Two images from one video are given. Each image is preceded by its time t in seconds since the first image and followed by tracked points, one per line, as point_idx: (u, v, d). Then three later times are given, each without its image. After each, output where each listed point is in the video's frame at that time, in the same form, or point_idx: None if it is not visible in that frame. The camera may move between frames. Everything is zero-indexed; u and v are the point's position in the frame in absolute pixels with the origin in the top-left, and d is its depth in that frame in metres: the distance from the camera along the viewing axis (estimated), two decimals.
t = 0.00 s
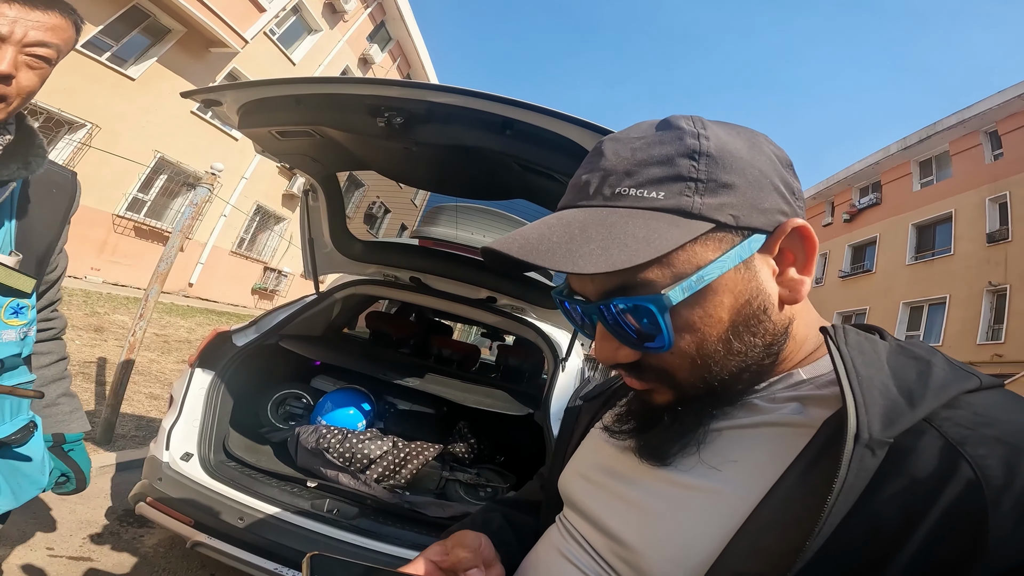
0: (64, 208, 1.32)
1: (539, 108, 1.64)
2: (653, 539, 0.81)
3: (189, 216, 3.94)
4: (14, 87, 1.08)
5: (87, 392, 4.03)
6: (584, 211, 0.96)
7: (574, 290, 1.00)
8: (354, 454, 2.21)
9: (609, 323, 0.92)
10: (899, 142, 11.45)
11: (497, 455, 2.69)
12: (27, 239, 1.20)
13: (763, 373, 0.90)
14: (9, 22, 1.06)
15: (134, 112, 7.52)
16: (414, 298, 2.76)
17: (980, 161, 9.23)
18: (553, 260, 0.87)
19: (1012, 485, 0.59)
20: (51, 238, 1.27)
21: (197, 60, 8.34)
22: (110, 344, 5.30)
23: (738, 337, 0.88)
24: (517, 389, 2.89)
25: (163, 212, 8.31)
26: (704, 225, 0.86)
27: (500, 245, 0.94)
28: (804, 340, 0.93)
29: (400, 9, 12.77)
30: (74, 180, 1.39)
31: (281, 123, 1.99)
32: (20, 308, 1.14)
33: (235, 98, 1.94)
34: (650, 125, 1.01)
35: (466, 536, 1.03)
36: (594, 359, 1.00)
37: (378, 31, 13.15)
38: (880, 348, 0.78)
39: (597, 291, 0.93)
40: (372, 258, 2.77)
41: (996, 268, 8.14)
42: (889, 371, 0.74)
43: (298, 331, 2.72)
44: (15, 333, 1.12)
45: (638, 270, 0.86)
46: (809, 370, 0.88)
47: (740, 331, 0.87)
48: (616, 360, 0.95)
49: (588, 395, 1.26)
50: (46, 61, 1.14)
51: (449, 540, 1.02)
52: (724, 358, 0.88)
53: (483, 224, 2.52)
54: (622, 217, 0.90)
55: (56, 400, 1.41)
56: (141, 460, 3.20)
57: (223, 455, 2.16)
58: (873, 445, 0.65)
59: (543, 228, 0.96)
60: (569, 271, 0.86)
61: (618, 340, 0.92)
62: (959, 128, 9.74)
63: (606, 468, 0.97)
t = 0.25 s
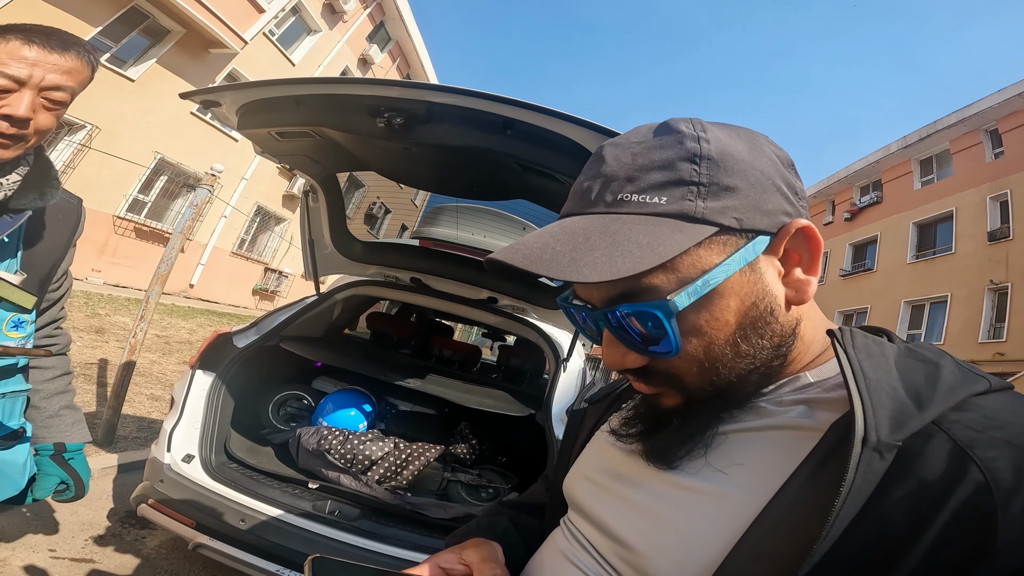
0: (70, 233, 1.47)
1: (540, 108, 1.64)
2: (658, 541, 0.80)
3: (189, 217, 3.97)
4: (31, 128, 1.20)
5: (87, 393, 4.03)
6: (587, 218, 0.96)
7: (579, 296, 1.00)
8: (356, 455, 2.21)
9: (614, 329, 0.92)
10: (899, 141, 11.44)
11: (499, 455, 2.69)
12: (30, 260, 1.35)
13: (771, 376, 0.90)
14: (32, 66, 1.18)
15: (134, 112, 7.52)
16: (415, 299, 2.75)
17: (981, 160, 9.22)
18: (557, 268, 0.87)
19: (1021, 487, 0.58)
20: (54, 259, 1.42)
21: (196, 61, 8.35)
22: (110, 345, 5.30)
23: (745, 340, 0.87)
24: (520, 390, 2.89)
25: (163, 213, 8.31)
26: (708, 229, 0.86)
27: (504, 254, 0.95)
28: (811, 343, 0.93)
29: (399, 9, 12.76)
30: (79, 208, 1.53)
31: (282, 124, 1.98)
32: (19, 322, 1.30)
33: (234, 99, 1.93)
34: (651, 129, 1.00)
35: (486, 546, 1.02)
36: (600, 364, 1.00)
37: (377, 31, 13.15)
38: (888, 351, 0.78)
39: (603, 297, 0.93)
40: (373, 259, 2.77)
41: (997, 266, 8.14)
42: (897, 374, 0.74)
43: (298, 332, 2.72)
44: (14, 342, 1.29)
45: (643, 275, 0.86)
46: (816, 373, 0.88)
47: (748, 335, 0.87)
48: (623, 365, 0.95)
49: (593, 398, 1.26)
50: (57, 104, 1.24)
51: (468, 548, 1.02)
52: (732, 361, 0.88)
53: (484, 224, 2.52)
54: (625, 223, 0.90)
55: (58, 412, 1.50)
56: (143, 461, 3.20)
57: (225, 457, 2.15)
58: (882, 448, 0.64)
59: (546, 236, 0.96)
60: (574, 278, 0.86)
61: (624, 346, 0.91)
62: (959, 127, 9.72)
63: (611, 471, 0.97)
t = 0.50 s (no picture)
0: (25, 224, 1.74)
1: (539, 108, 1.64)
2: (655, 541, 0.80)
3: (189, 218, 3.97)
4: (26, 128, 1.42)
5: (88, 393, 4.04)
6: (585, 219, 0.96)
7: (578, 296, 1.00)
8: (356, 455, 2.21)
9: (612, 327, 0.92)
10: (899, 140, 11.44)
11: (499, 455, 2.69)
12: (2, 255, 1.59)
13: (769, 375, 0.90)
14: (42, 74, 1.38)
15: (135, 113, 7.53)
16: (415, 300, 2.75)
17: (981, 159, 9.21)
18: (556, 268, 0.87)
19: (1016, 487, 0.58)
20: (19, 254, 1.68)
21: (196, 62, 8.36)
22: (111, 346, 5.31)
23: (744, 338, 0.88)
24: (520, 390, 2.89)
25: (163, 214, 8.32)
26: (705, 228, 0.86)
27: (502, 255, 0.95)
28: (808, 342, 0.93)
29: (399, 10, 12.76)
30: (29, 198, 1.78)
31: (280, 125, 1.99)
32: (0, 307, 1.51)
33: (232, 100, 1.93)
34: (648, 129, 1.01)
35: (487, 541, 1.02)
36: (600, 362, 1.00)
37: (377, 32, 13.15)
38: (884, 352, 0.78)
39: (602, 297, 0.93)
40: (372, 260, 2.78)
41: (997, 266, 8.13)
42: (892, 374, 0.74)
43: (298, 332, 2.72)
44: None
45: (641, 274, 0.86)
46: (814, 373, 0.88)
47: (746, 333, 0.88)
48: (622, 364, 0.95)
49: (593, 398, 1.26)
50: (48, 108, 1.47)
51: (470, 542, 1.02)
52: (730, 360, 0.88)
53: (483, 223, 2.52)
54: (623, 223, 0.90)
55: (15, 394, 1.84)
56: (144, 461, 3.21)
57: (225, 457, 2.16)
58: (876, 449, 0.65)
59: (544, 237, 0.96)
60: (572, 277, 0.86)
61: (623, 345, 0.92)
62: (959, 126, 9.72)
63: (609, 471, 0.97)
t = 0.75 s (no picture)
0: None
1: (538, 108, 1.63)
2: (655, 543, 0.80)
3: (188, 219, 3.97)
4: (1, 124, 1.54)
5: (88, 394, 4.05)
6: (584, 221, 0.96)
7: (577, 299, 1.00)
8: (356, 457, 2.21)
9: (611, 330, 0.92)
10: (898, 138, 11.43)
11: (500, 456, 2.69)
12: None
13: (769, 376, 0.90)
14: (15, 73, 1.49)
15: (133, 114, 7.53)
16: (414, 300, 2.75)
17: (980, 157, 9.21)
18: (555, 271, 0.87)
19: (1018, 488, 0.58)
20: None
21: (195, 62, 8.35)
22: (111, 347, 5.31)
23: (743, 340, 0.87)
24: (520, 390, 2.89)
25: (162, 214, 8.30)
26: (704, 230, 0.86)
27: (501, 258, 0.95)
28: (808, 343, 0.93)
29: (398, 10, 12.73)
30: None
31: (279, 126, 1.98)
32: None
33: (230, 100, 1.93)
34: (646, 131, 1.01)
35: (486, 546, 1.02)
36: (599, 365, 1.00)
37: (376, 32, 13.12)
38: (883, 353, 0.79)
39: (602, 300, 0.93)
40: (372, 260, 2.78)
41: (997, 264, 8.13)
42: (892, 376, 0.74)
43: (298, 334, 2.71)
44: None
45: (640, 276, 0.86)
46: (813, 375, 0.88)
47: (745, 335, 0.87)
48: (622, 367, 0.95)
49: (592, 400, 1.26)
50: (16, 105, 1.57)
51: (469, 547, 1.02)
52: (730, 362, 0.88)
53: (482, 223, 2.52)
54: (622, 225, 0.90)
55: None
56: (145, 463, 3.21)
57: (225, 458, 2.16)
58: (877, 450, 0.65)
59: (543, 240, 0.96)
60: (570, 280, 0.86)
61: (622, 347, 0.91)
62: (958, 125, 9.71)
63: (609, 473, 0.97)
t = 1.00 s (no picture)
0: None
1: (538, 109, 1.62)
2: (658, 545, 0.80)
3: (188, 220, 3.95)
4: None
5: (88, 396, 4.05)
6: (586, 227, 0.95)
7: (580, 305, 1.00)
8: (357, 458, 2.21)
9: (614, 336, 0.92)
10: (899, 138, 11.43)
11: (500, 457, 2.69)
12: None
13: (771, 382, 0.89)
14: None
15: (133, 115, 7.52)
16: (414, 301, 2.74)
17: (980, 156, 9.21)
18: (557, 277, 0.87)
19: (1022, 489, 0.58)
20: None
21: (194, 63, 8.34)
22: (111, 348, 5.31)
23: (745, 346, 0.87)
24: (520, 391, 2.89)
25: (162, 215, 8.24)
26: (706, 235, 0.85)
27: (503, 265, 0.94)
28: (810, 349, 0.93)
29: (397, 10, 12.70)
30: None
31: (279, 127, 1.98)
32: None
33: (230, 102, 1.92)
34: (647, 136, 1.00)
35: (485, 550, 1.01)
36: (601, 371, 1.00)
37: (375, 32, 13.10)
38: (886, 356, 0.79)
39: (604, 306, 0.93)
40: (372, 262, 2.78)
41: (997, 263, 8.12)
42: (895, 379, 0.74)
43: (298, 336, 2.71)
44: None
45: (642, 282, 0.86)
46: (815, 378, 0.88)
47: (748, 341, 0.87)
48: (624, 373, 0.95)
49: (593, 404, 1.26)
50: None
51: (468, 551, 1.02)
52: (733, 367, 0.87)
53: (483, 224, 2.51)
54: (624, 231, 0.89)
55: None
56: (145, 464, 3.20)
57: (226, 460, 2.16)
58: (881, 452, 0.65)
59: (546, 245, 0.95)
60: (573, 287, 0.86)
61: (624, 353, 0.91)
62: (958, 124, 9.71)
63: (610, 477, 0.97)
